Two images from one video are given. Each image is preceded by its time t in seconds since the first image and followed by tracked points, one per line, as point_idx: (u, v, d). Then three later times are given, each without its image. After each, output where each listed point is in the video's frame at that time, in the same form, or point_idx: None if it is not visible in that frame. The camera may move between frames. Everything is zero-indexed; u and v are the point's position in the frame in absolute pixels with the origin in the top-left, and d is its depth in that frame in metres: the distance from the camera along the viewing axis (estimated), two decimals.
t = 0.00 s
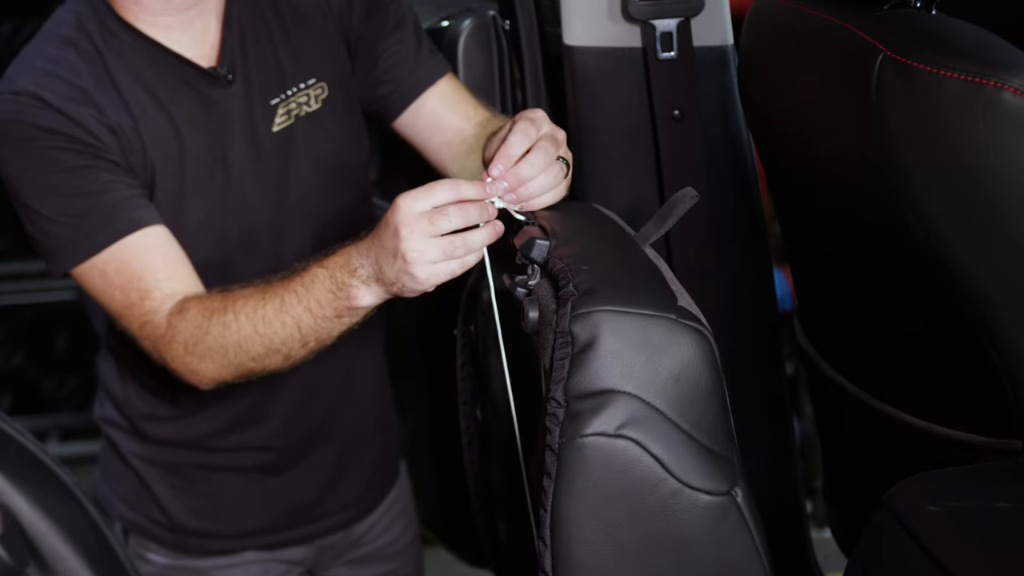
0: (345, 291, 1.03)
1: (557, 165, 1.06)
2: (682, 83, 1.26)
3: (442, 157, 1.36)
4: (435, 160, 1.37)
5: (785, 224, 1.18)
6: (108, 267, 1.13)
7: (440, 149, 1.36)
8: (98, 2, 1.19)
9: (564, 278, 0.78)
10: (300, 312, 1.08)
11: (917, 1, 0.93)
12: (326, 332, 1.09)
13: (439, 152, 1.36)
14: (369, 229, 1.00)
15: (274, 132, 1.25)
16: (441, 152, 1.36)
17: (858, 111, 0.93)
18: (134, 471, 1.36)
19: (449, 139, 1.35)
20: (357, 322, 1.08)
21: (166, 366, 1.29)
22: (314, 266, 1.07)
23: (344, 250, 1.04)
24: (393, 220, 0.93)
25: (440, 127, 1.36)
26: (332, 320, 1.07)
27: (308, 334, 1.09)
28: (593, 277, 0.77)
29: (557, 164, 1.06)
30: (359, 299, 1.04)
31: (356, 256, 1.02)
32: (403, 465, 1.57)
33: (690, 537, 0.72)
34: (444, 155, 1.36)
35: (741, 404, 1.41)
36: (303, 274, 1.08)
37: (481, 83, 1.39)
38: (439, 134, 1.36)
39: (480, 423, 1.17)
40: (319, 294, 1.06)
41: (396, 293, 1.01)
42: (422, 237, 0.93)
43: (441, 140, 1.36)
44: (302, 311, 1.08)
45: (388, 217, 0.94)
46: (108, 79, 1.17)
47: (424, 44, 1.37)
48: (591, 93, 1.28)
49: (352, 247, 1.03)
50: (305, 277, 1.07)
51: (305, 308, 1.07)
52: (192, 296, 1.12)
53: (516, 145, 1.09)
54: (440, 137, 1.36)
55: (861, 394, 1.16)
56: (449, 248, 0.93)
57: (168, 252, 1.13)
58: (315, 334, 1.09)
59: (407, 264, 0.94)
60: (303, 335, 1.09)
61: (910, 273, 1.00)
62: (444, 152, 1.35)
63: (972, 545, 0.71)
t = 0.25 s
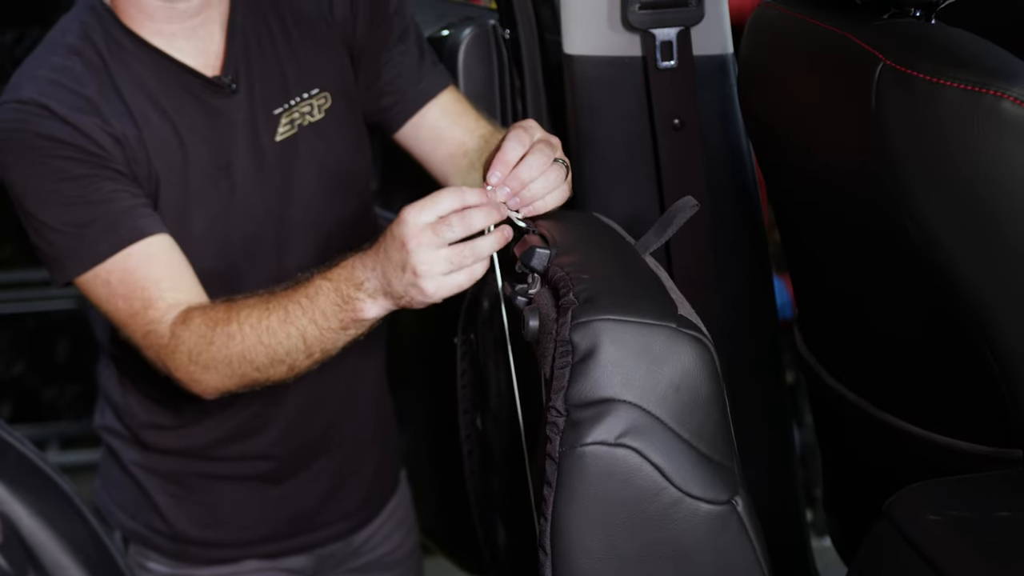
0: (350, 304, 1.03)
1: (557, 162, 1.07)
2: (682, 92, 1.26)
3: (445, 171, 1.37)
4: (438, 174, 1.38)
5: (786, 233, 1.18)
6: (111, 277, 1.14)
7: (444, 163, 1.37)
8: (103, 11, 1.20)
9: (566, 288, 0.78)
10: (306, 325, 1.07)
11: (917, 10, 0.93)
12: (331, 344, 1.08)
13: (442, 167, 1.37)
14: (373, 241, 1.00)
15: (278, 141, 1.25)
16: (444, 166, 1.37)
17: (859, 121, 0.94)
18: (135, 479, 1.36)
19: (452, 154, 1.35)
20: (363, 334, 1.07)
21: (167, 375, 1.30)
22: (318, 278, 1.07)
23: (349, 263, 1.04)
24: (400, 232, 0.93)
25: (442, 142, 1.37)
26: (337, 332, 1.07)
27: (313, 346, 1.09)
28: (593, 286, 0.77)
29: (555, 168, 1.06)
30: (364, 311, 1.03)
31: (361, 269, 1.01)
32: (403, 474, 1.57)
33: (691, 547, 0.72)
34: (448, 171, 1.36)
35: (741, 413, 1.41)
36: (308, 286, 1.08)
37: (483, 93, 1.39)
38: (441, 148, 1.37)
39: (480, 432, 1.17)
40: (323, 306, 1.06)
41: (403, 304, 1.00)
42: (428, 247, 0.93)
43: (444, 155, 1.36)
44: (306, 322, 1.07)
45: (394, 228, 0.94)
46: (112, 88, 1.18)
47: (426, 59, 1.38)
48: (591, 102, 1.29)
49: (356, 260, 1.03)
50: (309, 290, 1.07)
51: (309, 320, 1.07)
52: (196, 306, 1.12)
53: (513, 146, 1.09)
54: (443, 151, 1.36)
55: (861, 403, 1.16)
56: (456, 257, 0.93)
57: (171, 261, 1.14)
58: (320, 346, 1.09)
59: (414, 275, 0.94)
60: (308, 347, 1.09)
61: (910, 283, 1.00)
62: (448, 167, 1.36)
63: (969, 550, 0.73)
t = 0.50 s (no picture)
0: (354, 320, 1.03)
1: (562, 177, 1.08)
2: (683, 100, 1.26)
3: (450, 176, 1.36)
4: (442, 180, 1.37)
5: (786, 242, 1.19)
6: (114, 286, 1.14)
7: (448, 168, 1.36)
8: (107, 20, 1.20)
9: (565, 296, 0.78)
10: (309, 340, 1.07)
11: (918, 18, 0.94)
12: (335, 358, 1.08)
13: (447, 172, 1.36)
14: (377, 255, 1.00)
15: (281, 150, 1.25)
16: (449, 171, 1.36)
17: (859, 129, 0.94)
18: (136, 487, 1.36)
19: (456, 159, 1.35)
20: (367, 348, 1.07)
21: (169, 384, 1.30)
22: (323, 292, 1.07)
23: (354, 278, 1.04)
24: (398, 244, 0.94)
25: (447, 148, 1.36)
26: (341, 346, 1.07)
27: (316, 360, 1.09)
28: (593, 294, 0.77)
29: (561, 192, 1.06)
30: (367, 327, 1.03)
31: (365, 284, 1.01)
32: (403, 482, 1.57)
33: (691, 556, 0.72)
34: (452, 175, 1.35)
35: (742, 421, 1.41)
36: (312, 300, 1.08)
37: (483, 98, 1.39)
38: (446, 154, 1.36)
39: (480, 440, 1.17)
40: (327, 320, 1.06)
41: (407, 318, 1.00)
42: (429, 255, 0.93)
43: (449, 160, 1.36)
44: (310, 337, 1.07)
45: (392, 240, 0.95)
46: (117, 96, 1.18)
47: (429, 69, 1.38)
48: (591, 111, 1.28)
49: (361, 275, 1.03)
50: (314, 304, 1.07)
51: (313, 334, 1.07)
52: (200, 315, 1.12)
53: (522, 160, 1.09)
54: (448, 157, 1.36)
55: (861, 411, 1.16)
56: (456, 264, 0.93)
57: (175, 270, 1.13)
58: (323, 360, 1.09)
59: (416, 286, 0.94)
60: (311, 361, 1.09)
61: (910, 291, 1.00)
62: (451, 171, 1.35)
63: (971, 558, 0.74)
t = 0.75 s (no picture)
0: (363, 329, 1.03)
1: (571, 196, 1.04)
2: (682, 106, 1.26)
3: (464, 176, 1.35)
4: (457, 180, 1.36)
5: (786, 249, 1.19)
6: (116, 295, 1.14)
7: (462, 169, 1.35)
8: (110, 26, 1.20)
9: (566, 302, 0.78)
10: (318, 349, 1.08)
11: (917, 26, 0.95)
12: (343, 370, 1.08)
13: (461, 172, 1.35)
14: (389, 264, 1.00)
15: (283, 157, 1.26)
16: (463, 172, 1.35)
17: (859, 135, 0.94)
18: (136, 494, 1.36)
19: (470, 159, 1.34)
20: (376, 361, 1.07)
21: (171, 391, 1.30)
22: (335, 302, 1.07)
23: (366, 288, 1.04)
24: (404, 247, 0.94)
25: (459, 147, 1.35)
26: (349, 357, 1.07)
27: (322, 371, 1.09)
28: (593, 300, 0.77)
29: (572, 196, 1.05)
30: (375, 337, 1.03)
31: (375, 293, 1.02)
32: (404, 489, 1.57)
33: (690, 564, 0.72)
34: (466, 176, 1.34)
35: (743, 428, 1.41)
36: (324, 310, 1.08)
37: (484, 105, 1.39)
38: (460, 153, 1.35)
39: (480, 446, 1.18)
40: (336, 330, 1.06)
41: (415, 326, 0.99)
42: (432, 253, 0.92)
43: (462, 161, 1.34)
44: (319, 347, 1.07)
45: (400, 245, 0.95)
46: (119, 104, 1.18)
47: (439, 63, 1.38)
48: (591, 117, 1.29)
49: (373, 285, 1.03)
50: (325, 313, 1.07)
51: (321, 343, 1.07)
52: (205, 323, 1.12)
53: (534, 171, 1.09)
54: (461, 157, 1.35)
55: (861, 418, 1.16)
56: (458, 262, 0.92)
57: (177, 277, 1.13)
58: (330, 372, 1.09)
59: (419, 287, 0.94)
60: (318, 372, 1.09)
61: (909, 298, 1.00)
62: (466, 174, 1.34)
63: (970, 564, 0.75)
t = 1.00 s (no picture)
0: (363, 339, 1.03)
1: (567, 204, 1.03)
2: (682, 112, 1.26)
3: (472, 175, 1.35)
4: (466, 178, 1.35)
5: (786, 254, 1.19)
6: (118, 302, 1.14)
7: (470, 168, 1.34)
8: (113, 33, 1.20)
9: (566, 306, 0.78)
10: (318, 358, 1.08)
11: (917, 31, 0.94)
12: (343, 380, 1.08)
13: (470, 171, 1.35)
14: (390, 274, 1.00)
15: (285, 163, 1.26)
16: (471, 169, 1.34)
17: (859, 140, 0.94)
18: (137, 499, 1.36)
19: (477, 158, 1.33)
20: (375, 371, 1.07)
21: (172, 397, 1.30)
22: (337, 311, 1.08)
23: (367, 298, 1.04)
24: (404, 255, 0.94)
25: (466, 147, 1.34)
26: (349, 367, 1.07)
27: (322, 380, 1.09)
28: (593, 305, 0.77)
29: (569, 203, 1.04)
30: (375, 348, 1.03)
31: (376, 303, 1.02)
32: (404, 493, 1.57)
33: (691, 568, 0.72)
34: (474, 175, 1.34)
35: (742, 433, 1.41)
36: (324, 320, 1.08)
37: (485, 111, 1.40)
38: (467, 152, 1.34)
39: (480, 451, 1.18)
40: (337, 339, 1.06)
41: (415, 335, 0.99)
42: (431, 261, 0.93)
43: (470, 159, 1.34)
44: (319, 356, 1.08)
45: (399, 251, 0.95)
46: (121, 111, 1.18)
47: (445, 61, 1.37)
48: (591, 123, 1.29)
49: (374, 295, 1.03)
50: (327, 322, 1.07)
51: (321, 353, 1.07)
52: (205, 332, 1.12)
53: (530, 180, 1.08)
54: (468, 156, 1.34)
55: (860, 422, 1.16)
56: (458, 270, 0.93)
57: (178, 284, 1.13)
58: (330, 381, 1.09)
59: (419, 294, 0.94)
60: (317, 381, 1.09)
61: (908, 303, 1.00)
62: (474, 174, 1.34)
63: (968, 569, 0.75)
